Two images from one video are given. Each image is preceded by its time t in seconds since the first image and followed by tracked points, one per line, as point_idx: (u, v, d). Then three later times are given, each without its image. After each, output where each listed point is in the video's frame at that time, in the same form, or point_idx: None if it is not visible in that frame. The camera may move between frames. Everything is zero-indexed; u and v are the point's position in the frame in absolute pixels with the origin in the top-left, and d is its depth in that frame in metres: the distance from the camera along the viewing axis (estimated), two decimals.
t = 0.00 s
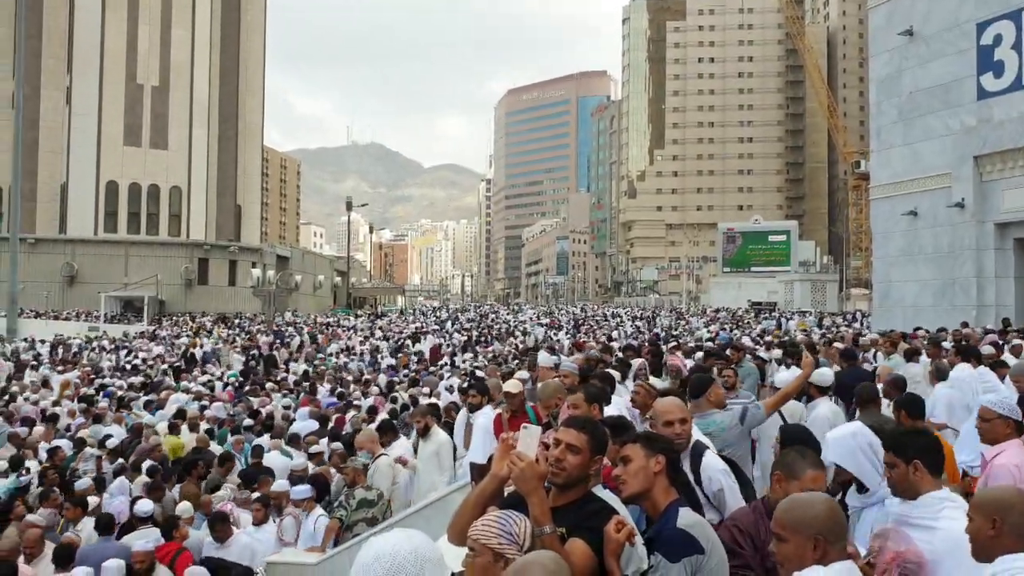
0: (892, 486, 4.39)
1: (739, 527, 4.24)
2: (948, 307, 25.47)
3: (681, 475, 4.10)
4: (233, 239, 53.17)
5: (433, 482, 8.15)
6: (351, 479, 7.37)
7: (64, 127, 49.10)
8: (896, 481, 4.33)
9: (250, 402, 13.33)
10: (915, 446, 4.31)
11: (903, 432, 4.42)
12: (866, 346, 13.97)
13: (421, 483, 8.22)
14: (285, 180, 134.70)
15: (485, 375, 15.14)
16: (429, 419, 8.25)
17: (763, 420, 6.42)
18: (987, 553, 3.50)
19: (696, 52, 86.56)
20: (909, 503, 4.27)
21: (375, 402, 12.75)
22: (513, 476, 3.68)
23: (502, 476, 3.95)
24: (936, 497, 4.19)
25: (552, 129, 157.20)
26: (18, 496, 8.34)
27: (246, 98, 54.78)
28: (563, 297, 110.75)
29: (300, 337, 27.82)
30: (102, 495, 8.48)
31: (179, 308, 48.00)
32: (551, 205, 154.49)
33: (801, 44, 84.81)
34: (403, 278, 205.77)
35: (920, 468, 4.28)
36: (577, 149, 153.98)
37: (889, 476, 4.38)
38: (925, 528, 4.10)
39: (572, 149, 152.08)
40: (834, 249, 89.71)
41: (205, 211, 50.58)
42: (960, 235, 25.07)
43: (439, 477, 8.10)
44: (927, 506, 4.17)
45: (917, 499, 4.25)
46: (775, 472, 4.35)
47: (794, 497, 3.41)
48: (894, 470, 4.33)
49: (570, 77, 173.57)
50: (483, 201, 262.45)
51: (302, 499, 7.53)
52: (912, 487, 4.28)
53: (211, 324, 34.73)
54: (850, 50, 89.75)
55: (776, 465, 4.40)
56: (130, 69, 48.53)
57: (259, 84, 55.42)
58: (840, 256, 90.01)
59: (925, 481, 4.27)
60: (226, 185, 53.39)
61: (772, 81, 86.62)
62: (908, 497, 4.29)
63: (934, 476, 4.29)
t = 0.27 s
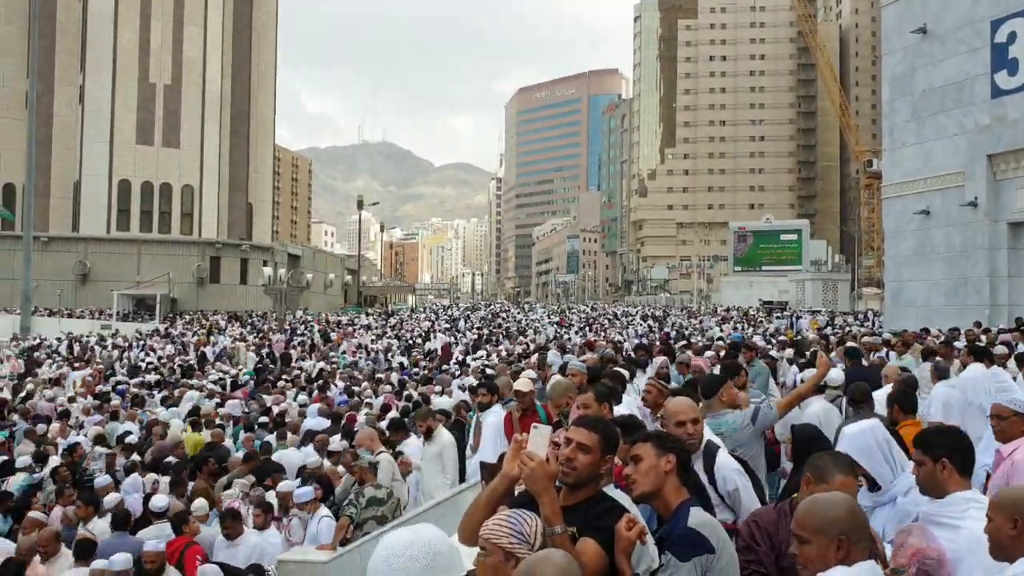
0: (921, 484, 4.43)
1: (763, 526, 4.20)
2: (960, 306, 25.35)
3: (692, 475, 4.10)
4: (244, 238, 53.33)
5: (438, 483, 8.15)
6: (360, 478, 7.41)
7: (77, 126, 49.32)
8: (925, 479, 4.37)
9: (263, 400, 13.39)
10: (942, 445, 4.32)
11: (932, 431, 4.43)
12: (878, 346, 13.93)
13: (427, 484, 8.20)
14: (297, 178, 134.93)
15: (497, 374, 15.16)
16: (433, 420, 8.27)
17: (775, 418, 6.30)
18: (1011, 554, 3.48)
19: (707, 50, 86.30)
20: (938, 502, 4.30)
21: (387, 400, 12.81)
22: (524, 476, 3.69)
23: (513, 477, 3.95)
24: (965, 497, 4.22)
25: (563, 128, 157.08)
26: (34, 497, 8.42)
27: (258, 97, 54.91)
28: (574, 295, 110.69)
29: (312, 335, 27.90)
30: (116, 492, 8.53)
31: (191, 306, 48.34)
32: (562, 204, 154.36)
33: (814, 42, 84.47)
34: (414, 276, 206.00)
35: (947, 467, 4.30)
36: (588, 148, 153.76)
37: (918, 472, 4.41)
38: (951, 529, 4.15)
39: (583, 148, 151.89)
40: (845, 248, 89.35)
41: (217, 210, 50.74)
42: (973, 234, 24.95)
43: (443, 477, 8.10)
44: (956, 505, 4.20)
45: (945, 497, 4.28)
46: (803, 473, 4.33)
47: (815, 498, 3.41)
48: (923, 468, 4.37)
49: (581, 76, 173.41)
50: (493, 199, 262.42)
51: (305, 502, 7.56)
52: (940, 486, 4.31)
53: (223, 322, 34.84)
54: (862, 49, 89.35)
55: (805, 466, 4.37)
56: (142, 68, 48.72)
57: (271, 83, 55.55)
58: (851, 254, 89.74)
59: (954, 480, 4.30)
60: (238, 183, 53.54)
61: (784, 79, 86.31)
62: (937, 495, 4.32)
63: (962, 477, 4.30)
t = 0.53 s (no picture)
0: (950, 482, 4.49)
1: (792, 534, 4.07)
2: (977, 306, 25.20)
3: (705, 475, 4.11)
4: (259, 238, 53.51)
5: (449, 485, 8.11)
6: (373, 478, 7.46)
7: (93, 128, 49.61)
8: (954, 478, 4.44)
9: (279, 399, 13.46)
10: (975, 443, 4.39)
11: (963, 430, 4.50)
12: (893, 346, 13.88)
13: (437, 487, 8.15)
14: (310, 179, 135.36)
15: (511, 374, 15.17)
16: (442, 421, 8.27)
17: (790, 418, 6.29)
18: None
19: (720, 50, 85.94)
20: (968, 500, 4.36)
21: (403, 399, 12.86)
22: (538, 476, 3.71)
23: (527, 476, 3.96)
24: (996, 495, 4.28)
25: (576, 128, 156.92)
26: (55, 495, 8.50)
27: (272, 98, 55.10)
28: (587, 296, 110.61)
29: (326, 335, 27.98)
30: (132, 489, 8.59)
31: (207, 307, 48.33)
32: (575, 204, 154.26)
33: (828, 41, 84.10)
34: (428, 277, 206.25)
35: (980, 466, 4.36)
36: (601, 148, 153.58)
37: (947, 471, 4.48)
38: (982, 525, 4.20)
39: (596, 148, 151.73)
40: (860, 248, 88.96)
41: (231, 210, 50.93)
42: (989, 234, 24.80)
43: (450, 481, 8.06)
44: (985, 503, 4.26)
45: (976, 495, 4.34)
46: (837, 479, 4.16)
47: (827, 512, 3.45)
48: (955, 466, 4.43)
49: (594, 76, 173.32)
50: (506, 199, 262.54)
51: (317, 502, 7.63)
52: (970, 486, 4.37)
53: (237, 323, 34.99)
54: (877, 47, 88.90)
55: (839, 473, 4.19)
56: (157, 69, 48.96)
57: (284, 84, 55.73)
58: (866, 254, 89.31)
59: (985, 478, 4.36)
60: (252, 184, 53.76)
61: (798, 79, 85.93)
62: (967, 493, 4.38)
63: (994, 475, 4.36)
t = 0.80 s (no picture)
0: (961, 482, 4.57)
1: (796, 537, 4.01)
2: (970, 306, 25.26)
3: (698, 473, 4.10)
4: (253, 236, 53.38)
5: (436, 485, 8.10)
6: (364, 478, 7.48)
7: (87, 126, 49.42)
8: (964, 477, 4.53)
9: (275, 397, 13.43)
10: (986, 441, 4.50)
11: (973, 428, 4.60)
12: (887, 345, 13.91)
13: (424, 487, 8.15)
14: (305, 178, 135.10)
15: (507, 373, 15.15)
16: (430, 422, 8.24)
17: (781, 417, 6.22)
18: None
19: (715, 49, 85.95)
20: (980, 498, 4.46)
21: (400, 397, 12.86)
22: (530, 475, 3.71)
23: (520, 475, 3.95)
24: (1005, 493, 4.38)
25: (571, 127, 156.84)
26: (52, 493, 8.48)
27: (266, 95, 54.95)
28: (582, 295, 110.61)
29: (320, 334, 27.91)
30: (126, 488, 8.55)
31: (199, 305, 48.48)
32: (570, 203, 154.22)
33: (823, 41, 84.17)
34: (422, 276, 206.04)
35: (991, 463, 4.47)
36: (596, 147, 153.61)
37: (956, 471, 4.57)
38: (999, 522, 4.30)
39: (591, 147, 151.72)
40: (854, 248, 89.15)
41: (226, 208, 50.80)
42: (983, 233, 24.85)
43: (438, 481, 8.04)
44: (998, 502, 4.36)
45: (988, 493, 4.44)
46: (846, 479, 4.01)
47: (815, 517, 3.46)
48: (965, 465, 4.52)
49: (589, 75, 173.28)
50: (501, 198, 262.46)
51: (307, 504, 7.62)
52: (982, 484, 4.47)
53: (232, 321, 34.87)
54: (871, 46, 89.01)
55: (846, 472, 4.04)
56: (151, 67, 48.79)
57: (279, 82, 55.57)
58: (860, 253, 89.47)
59: (995, 476, 4.47)
60: (247, 183, 53.64)
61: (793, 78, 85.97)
62: (979, 492, 4.48)
63: (1004, 473, 4.49)
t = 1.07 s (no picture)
0: (985, 477, 4.57)
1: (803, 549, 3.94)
2: (972, 305, 25.22)
3: (697, 473, 4.09)
4: (254, 236, 53.39)
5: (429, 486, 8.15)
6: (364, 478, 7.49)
7: (87, 125, 49.41)
8: (988, 472, 4.53)
9: (278, 397, 13.46)
10: (1011, 437, 4.48)
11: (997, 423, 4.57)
12: (888, 344, 13.90)
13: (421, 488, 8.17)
14: (306, 177, 135.18)
15: (508, 372, 15.16)
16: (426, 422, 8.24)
17: (780, 417, 6.20)
18: None
19: (716, 48, 85.94)
20: (1002, 495, 4.46)
21: (402, 397, 12.88)
22: (531, 474, 3.71)
23: (519, 473, 3.94)
24: None
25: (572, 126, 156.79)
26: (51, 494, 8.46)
27: (267, 95, 54.95)
28: (583, 294, 110.70)
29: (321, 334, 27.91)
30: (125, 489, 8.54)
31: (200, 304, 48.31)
32: (570, 202, 154.20)
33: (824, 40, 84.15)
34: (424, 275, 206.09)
35: (1016, 460, 4.46)
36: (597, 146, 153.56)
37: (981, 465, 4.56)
38: None
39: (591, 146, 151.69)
40: (856, 247, 89.11)
41: (226, 207, 50.82)
42: (985, 232, 24.82)
43: (430, 482, 8.08)
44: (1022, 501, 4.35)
45: (1013, 491, 4.43)
46: (863, 483, 3.97)
47: (818, 516, 3.47)
48: (990, 462, 4.50)
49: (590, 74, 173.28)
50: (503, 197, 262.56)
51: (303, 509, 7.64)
52: (1006, 480, 4.47)
53: (233, 321, 34.87)
54: (872, 45, 88.96)
55: (864, 474, 4.01)
56: (152, 66, 48.82)
57: (280, 81, 55.58)
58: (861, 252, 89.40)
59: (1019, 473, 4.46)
60: (248, 182, 53.67)
61: (794, 77, 85.89)
62: (1002, 488, 4.48)
63: None
